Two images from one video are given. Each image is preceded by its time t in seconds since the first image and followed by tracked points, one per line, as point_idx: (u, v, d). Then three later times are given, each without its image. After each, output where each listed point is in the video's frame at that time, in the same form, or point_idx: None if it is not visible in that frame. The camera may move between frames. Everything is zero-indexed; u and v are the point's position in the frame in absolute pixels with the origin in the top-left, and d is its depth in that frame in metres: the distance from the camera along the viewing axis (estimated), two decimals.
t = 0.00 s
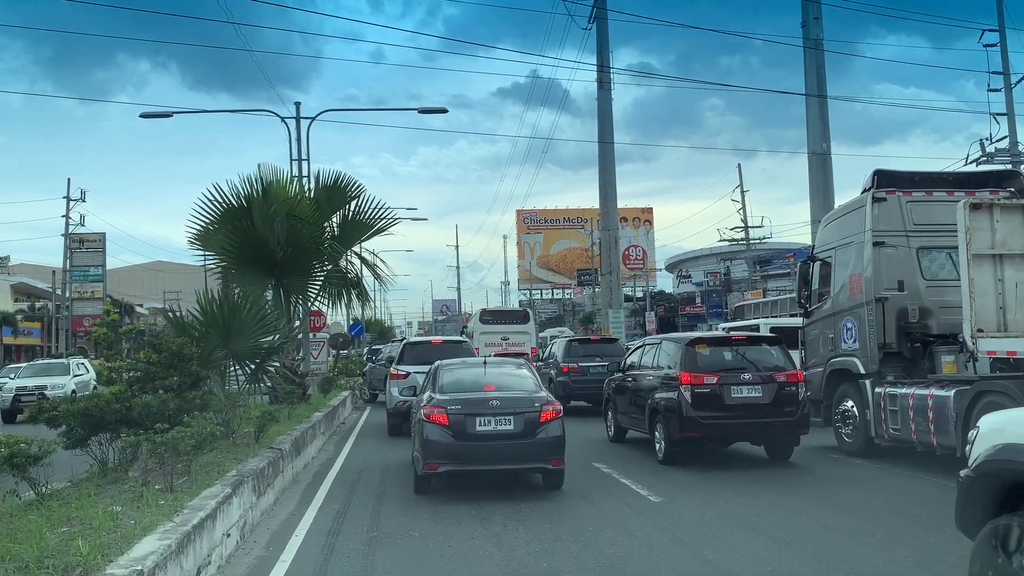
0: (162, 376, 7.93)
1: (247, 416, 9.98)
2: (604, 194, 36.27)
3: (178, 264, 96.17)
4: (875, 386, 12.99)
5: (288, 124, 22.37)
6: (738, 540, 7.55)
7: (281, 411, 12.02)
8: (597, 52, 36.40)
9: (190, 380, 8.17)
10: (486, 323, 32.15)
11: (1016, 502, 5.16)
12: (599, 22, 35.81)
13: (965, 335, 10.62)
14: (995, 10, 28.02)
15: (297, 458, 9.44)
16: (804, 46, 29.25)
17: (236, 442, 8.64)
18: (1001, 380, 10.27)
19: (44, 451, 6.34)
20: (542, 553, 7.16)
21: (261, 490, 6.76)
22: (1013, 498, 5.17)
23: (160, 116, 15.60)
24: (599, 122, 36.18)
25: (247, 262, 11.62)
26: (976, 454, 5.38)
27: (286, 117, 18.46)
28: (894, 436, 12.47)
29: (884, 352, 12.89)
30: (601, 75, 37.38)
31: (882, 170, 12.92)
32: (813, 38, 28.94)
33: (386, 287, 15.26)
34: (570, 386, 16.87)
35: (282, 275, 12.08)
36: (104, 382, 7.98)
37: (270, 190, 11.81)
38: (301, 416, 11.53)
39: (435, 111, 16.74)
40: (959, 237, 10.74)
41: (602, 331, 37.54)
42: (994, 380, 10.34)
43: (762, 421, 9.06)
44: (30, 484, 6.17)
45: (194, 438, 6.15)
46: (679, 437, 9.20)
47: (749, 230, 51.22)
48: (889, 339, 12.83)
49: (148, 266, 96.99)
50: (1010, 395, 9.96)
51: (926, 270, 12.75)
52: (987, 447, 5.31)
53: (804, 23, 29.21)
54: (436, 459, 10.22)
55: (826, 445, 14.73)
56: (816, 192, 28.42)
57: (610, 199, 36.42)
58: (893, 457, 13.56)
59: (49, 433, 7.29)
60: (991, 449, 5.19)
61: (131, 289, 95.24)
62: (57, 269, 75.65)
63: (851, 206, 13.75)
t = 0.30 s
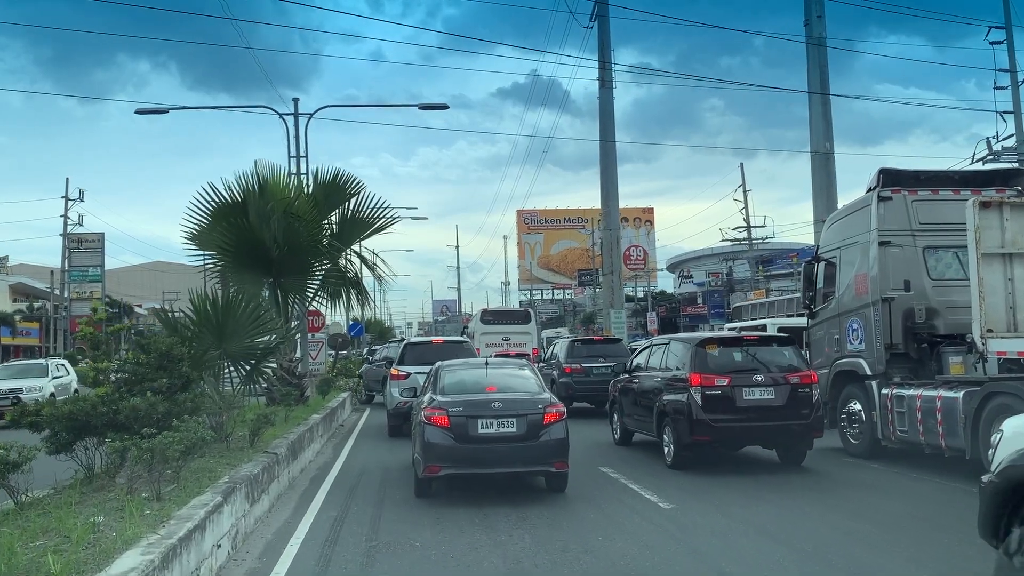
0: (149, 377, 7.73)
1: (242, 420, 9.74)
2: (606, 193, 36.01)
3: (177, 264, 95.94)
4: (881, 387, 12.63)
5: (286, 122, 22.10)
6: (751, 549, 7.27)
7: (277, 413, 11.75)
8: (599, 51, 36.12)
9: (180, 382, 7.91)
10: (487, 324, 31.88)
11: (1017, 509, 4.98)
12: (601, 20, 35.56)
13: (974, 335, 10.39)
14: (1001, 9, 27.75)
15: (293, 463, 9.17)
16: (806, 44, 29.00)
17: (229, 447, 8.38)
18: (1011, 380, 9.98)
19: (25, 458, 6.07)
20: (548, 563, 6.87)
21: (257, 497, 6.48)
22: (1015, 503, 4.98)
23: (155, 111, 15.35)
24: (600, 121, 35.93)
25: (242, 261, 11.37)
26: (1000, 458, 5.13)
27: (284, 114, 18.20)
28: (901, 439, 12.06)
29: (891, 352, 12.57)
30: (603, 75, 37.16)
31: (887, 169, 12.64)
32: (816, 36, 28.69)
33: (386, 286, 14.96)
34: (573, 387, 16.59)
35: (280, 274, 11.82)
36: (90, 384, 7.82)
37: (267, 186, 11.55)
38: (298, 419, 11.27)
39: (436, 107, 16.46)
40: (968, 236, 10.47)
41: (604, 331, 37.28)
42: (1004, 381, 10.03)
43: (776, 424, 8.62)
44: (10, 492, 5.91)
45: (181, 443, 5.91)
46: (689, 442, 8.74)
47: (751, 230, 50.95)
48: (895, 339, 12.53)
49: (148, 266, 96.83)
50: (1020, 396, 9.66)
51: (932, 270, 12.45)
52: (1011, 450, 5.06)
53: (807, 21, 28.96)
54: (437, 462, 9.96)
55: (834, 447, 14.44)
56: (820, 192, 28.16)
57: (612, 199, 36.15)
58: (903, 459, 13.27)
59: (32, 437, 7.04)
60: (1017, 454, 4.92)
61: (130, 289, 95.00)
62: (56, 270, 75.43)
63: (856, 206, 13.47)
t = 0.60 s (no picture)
0: (136, 379, 7.45)
1: (235, 423, 9.46)
2: (607, 193, 35.75)
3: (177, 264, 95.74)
4: (888, 387, 11.97)
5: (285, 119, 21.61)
6: (763, 555, 7.00)
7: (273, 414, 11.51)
8: (600, 49, 35.81)
9: (169, 384, 7.63)
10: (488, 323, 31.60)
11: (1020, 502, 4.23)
12: (601, 18, 35.28)
13: (983, 334, 10.06)
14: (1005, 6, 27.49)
15: (291, 467, 8.91)
16: (808, 42, 28.73)
17: (223, 451, 8.09)
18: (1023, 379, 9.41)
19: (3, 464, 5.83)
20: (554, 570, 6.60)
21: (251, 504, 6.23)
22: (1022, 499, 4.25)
23: (151, 107, 15.11)
24: (601, 119, 35.64)
25: (238, 259, 11.08)
26: None
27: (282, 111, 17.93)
28: (908, 440, 11.49)
29: (898, 352, 11.85)
30: (604, 74, 36.95)
31: (893, 164, 12.03)
32: (818, 34, 28.42)
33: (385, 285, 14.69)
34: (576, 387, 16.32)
35: (277, 272, 11.55)
36: (75, 386, 7.56)
37: (265, 182, 11.29)
38: (295, 421, 10.99)
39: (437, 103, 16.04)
40: (976, 234, 10.19)
41: (606, 331, 37.00)
42: (1015, 380, 9.47)
43: (790, 427, 8.31)
44: None
45: (169, 448, 5.74)
46: (699, 445, 8.42)
47: (753, 230, 50.67)
48: (902, 339, 11.81)
49: (148, 266, 96.66)
50: None
51: (939, 268, 11.82)
52: None
53: (809, 20, 28.71)
54: (438, 465, 9.71)
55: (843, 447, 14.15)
56: (823, 191, 27.91)
57: (613, 199, 35.87)
58: (915, 460, 12.97)
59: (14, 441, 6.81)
60: None
61: (130, 289, 94.81)
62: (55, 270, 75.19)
63: (862, 203, 12.82)
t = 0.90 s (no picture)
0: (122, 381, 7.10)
1: (227, 428, 9.13)
2: (608, 192, 35.44)
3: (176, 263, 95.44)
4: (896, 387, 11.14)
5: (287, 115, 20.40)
6: (776, 559, 6.71)
7: (268, 415, 11.22)
8: (601, 47, 35.48)
9: (156, 387, 7.29)
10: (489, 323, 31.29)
11: None
12: (602, 15, 34.98)
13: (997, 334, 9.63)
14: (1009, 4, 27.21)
15: (286, 471, 8.59)
16: (811, 40, 28.47)
17: (215, 457, 7.77)
18: None
19: None
20: None
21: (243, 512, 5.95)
22: None
23: (144, 101, 14.80)
24: (602, 118, 35.33)
25: (232, 256, 10.76)
26: None
27: (278, 108, 17.63)
28: (918, 442, 10.66)
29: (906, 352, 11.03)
30: (606, 73, 36.69)
31: (903, 159, 11.22)
32: (821, 32, 28.14)
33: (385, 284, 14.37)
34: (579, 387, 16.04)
35: (273, 270, 11.23)
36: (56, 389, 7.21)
37: (261, 178, 10.98)
38: (291, 423, 10.69)
39: (439, 98, 15.43)
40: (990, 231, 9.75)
41: (607, 331, 36.68)
42: None
43: (806, 430, 7.98)
44: None
45: (153, 455, 5.49)
46: (710, 449, 8.12)
47: (754, 230, 50.41)
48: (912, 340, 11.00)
49: (147, 266, 96.36)
50: None
51: (948, 267, 11.06)
52: None
53: (811, 17, 28.42)
54: (439, 467, 9.43)
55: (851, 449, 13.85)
56: (825, 191, 27.66)
57: (614, 198, 35.56)
58: (925, 461, 12.67)
59: None
60: None
61: (129, 288, 94.50)
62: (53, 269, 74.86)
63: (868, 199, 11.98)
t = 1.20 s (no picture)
0: (102, 382, 6.71)
1: (218, 432, 8.82)
2: (609, 191, 35.15)
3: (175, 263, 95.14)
4: (905, 388, 10.19)
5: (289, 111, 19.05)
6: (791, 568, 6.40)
7: (264, 418, 10.94)
8: (602, 45, 35.21)
9: (141, 389, 6.96)
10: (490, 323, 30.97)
11: None
12: (603, 12, 34.66)
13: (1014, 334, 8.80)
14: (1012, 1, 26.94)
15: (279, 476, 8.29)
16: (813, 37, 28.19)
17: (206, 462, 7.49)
18: None
19: None
20: None
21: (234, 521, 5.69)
22: None
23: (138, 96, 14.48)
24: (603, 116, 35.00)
25: (227, 253, 10.48)
26: None
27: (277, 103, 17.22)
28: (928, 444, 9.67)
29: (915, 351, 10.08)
30: (606, 70, 36.37)
31: (912, 153, 10.35)
32: (823, 29, 27.85)
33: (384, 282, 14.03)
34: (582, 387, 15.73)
35: (269, 267, 10.92)
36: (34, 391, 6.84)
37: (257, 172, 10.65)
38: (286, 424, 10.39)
39: (439, 92, 14.96)
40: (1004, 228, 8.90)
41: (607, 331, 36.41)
42: None
43: (825, 434, 7.68)
44: None
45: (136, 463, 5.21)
46: (723, 453, 7.82)
47: (756, 229, 50.14)
48: (921, 339, 10.05)
49: (147, 266, 96.08)
50: None
51: (959, 266, 10.16)
52: None
53: (814, 15, 28.14)
54: (440, 468, 9.13)
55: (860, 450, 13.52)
56: (828, 188, 27.40)
57: (615, 196, 35.28)
58: (938, 462, 12.33)
59: None
60: None
61: (129, 288, 94.21)
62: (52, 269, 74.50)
63: (874, 198, 11.09)
